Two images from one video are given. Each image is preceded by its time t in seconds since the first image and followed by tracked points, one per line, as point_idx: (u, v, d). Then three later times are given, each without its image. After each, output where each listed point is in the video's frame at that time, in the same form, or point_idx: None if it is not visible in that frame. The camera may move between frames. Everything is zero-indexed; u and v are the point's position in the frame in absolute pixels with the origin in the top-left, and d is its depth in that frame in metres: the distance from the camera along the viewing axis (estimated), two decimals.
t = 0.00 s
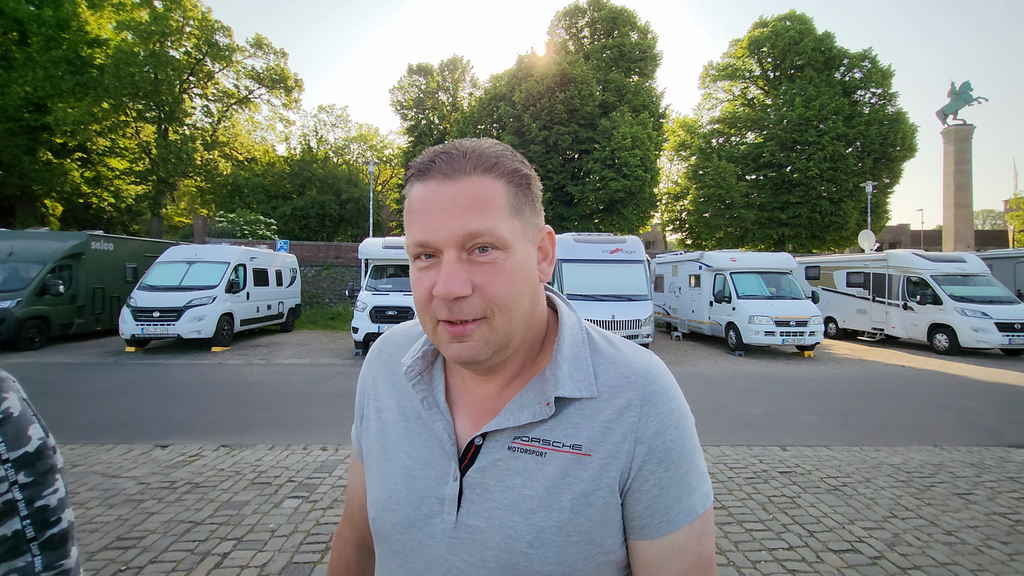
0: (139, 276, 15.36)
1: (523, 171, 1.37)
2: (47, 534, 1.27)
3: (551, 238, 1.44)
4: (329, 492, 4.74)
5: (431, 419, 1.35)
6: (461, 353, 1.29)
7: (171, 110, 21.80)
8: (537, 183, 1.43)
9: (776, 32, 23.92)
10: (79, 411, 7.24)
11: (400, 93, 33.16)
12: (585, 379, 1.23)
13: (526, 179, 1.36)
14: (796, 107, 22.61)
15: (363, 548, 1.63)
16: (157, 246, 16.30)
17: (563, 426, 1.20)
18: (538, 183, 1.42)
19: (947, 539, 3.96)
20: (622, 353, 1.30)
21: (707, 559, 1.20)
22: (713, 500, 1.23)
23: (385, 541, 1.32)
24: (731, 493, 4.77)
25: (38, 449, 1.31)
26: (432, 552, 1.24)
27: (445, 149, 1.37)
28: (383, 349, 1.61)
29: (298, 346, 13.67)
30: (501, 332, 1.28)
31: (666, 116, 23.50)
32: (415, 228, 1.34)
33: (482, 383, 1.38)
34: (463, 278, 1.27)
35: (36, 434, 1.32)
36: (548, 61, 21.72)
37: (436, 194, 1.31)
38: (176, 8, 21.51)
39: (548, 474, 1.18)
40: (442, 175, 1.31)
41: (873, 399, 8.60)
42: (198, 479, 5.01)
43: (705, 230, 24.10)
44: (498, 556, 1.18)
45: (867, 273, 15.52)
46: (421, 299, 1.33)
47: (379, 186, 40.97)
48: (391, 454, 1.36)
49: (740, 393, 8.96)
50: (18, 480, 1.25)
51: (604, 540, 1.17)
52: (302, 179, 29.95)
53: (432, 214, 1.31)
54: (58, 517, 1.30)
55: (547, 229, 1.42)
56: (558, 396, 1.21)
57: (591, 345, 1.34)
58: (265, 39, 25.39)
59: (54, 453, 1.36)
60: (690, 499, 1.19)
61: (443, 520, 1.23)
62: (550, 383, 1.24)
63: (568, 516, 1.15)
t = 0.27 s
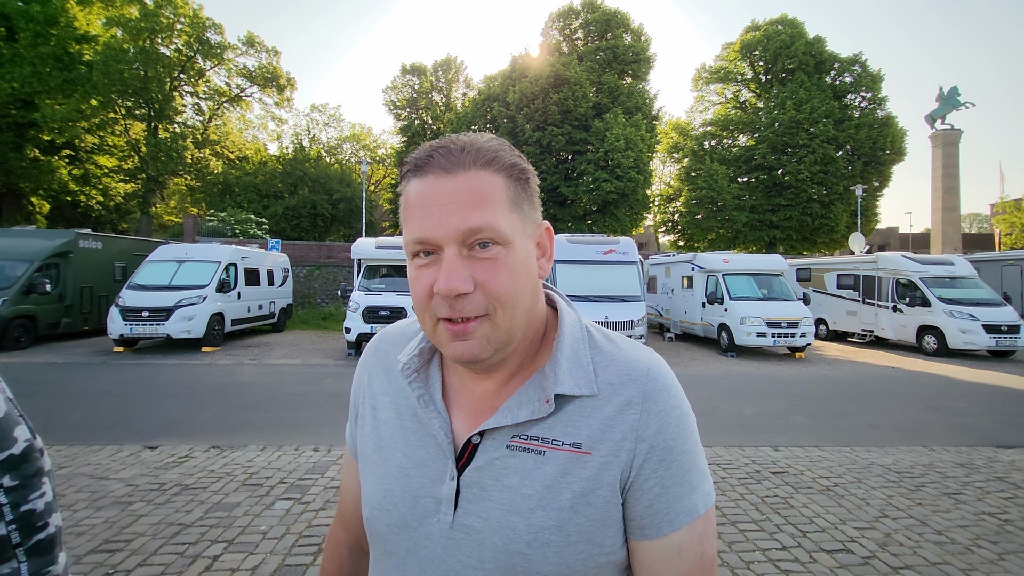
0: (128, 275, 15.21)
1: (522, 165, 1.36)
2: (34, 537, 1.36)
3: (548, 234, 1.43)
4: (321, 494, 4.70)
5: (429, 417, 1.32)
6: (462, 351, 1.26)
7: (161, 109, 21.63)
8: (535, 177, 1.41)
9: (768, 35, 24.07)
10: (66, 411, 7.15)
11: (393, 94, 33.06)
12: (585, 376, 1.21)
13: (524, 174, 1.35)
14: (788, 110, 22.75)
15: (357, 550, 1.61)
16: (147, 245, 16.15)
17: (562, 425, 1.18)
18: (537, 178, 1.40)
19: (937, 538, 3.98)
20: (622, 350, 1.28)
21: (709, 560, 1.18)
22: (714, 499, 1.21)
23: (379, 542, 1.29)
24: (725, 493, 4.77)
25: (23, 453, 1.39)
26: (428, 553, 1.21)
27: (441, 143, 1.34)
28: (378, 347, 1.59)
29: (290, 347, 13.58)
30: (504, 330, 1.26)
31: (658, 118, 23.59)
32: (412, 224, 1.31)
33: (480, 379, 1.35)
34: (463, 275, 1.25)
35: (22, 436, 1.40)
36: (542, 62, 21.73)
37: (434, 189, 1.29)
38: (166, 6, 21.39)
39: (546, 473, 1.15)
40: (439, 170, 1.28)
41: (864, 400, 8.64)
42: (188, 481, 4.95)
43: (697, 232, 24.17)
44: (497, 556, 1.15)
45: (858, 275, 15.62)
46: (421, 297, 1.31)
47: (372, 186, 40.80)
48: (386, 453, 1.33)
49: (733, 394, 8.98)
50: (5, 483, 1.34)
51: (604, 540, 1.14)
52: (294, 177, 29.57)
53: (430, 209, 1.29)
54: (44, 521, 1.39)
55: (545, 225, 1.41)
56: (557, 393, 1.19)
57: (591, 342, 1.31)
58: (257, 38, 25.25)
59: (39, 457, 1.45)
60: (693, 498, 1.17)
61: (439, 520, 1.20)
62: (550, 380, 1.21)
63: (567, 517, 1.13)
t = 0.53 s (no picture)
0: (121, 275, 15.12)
1: (515, 171, 1.35)
2: (29, 542, 1.35)
3: (544, 237, 1.43)
4: (316, 495, 4.68)
5: (426, 419, 1.32)
6: (458, 360, 1.26)
7: (155, 108, 21.54)
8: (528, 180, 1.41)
9: (763, 38, 24.19)
10: (58, 412, 7.10)
11: (389, 94, 33.02)
12: (582, 379, 1.21)
13: (518, 180, 1.34)
14: (782, 113, 22.86)
15: (353, 553, 1.60)
16: (140, 244, 16.05)
17: (559, 426, 1.18)
18: (531, 182, 1.39)
19: (929, 540, 4.00)
20: (618, 352, 1.28)
21: (705, 559, 1.18)
22: (710, 500, 1.21)
23: (376, 543, 1.29)
24: (719, 495, 4.78)
25: (18, 457, 1.39)
26: (425, 554, 1.21)
27: (433, 152, 1.34)
28: (374, 349, 1.58)
29: (284, 347, 13.54)
30: (500, 335, 1.26)
31: (654, 120, 23.67)
32: (406, 234, 1.31)
33: (475, 382, 1.34)
34: (458, 284, 1.24)
35: (17, 440, 1.40)
36: (538, 64, 21.76)
37: (428, 198, 1.29)
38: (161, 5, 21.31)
39: (543, 474, 1.15)
40: (433, 179, 1.28)
41: (857, 402, 8.70)
42: (182, 482, 4.93)
43: (692, 234, 24.26)
44: (494, 557, 1.15)
45: (851, 278, 15.71)
46: (417, 306, 1.30)
47: (367, 186, 40.72)
48: (383, 454, 1.33)
49: (727, 395, 9.01)
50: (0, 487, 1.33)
51: (601, 541, 1.14)
52: (289, 178, 29.61)
53: (426, 218, 1.28)
54: (39, 527, 1.38)
55: (540, 229, 1.41)
56: (555, 394, 1.19)
57: (588, 343, 1.31)
58: (253, 37, 25.18)
59: (33, 462, 1.44)
60: (688, 499, 1.17)
61: (436, 521, 1.20)
62: (547, 381, 1.21)
63: (563, 518, 1.13)
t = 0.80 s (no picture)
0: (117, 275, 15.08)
1: (480, 185, 1.27)
2: (25, 546, 1.35)
3: (527, 249, 1.32)
4: (313, 497, 4.67)
5: (417, 423, 1.31)
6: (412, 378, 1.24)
7: (152, 108, 21.49)
8: (503, 191, 1.30)
9: (760, 41, 24.28)
10: (54, 413, 7.07)
11: (387, 95, 33.00)
12: (576, 381, 1.21)
13: (481, 195, 1.25)
14: (779, 115, 22.93)
15: (351, 553, 1.60)
16: (137, 244, 16.01)
17: (554, 427, 1.18)
18: (500, 193, 1.29)
19: (926, 542, 4.01)
20: (610, 355, 1.28)
21: (698, 559, 1.18)
22: (702, 499, 1.22)
23: (373, 543, 1.28)
24: (716, 496, 4.79)
25: (14, 459, 1.38)
26: (421, 554, 1.20)
27: (396, 171, 1.32)
28: (371, 351, 1.58)
29: (281, 348, 13.52)
30: (448, 356, 1.22)
31: (651, 122, 23.72)
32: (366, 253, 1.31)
33: (466, 388, 1.34)
34: (404, 304, 1.21)
35: (13, 443, 1.39)
36: (536, 66, 21.78)
37: (382, 220, 1.27)
38: (159, 5, 21.29)
39: (539, 475, 1.15)
40: (387, 200, 1.27)
41: (853, 404, 8.72)
42: (179, 483, 4.91)
43: (689, 236, 24.31)
44: (489, 556, 1.15)
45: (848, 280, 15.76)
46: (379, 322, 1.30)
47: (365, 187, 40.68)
48: (380, 456, 1.33)
49: (724, 397, 9.03)
50: None
51: (595, 541, 1.15)
52: (286, 179, 29.58)
53: (379, 238, 1.27)
54: (36, 529, 1.38)
55: (519, 241, 1.31)
56: (549, 397, 1.19)
57: (580, 347, 1.31)
58: (251, 37, 25.16)
59: (28, 463, 1.43)
60: (682, 498, 1.17)
61: (431, 522, 1.20)
62: (541, 385, 1.21)
63: (558, 517, 1.13)
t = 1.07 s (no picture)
0: (116, 275, 15.07)
1: (470, 181, 1.28)
2: (22, 546, 1.35)
3: (516, 245, 1.33)
4: (312, 498, 4.67)
5: (410, 418, 1.32)
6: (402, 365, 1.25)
7: (153, 108, 21.51)
8: (493, 186, 1.31)
9: (760, 44, 24.35)
10: (52, 413, 7.07)
11: (387, 96, 33.03)
12: (563, 380, 1.22)
13: (471, 190, 1.27)
14: (778, 118, 22.99)
15: (346, 551, 1.60)
16: (137, 245, 16.01)
17: (541, 424, 1.18)
18: (491, 189, 1.31)
19: (923, 544, 4.02)
20: (598, 354, 1.29)
21: (683, 558, 1.18)
22: (687, 499, 1.22)
23: (364, 538, 1.29)
24: (715, 498, 4.80)
25: (13, 457, 1.38)
26: (410, 550, 1.21)
27: (392, 167, 1.34)
28: (367, 350, 1.59)
29: (281, 349, 13.51)
30: (437, 345, 1.22)
31: (651, 124, 23.76)
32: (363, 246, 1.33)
33: (457, 384, 1.34)
34: (396, 293, 1.23)
35: (11, 441, 1.39)
36: (536, 68, 21.84)
37: (376, 214, 1.29)
38: (160, 6, 21.33)
39: (525, 472, 1.16)
40: (381, 194, 1.29)
41: (851, 406, 8.73)
42: (177, 484, 4.91)
43: (688, 238, 24.34)
44: (475, 552, 1.15)
45: (846, 282, 15.79)
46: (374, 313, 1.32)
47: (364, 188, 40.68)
48: (373, 451, 1.34)
49: (723, 399, 9.04)
50: None
51: (580, 537, 1.15)
52: (286, 180, 29.59)
53: (373, 230, 1.29)
54: (34, 528, 1.38)
55: (509, 236, 1.31)
56: (537, 395, 1.19)
57: (569, 346, 1.31)
58: (251, 38, 25.19)
59: (27, 461, 1.43)
60: (666, 497, 1.17)
61: (421, 517, 1.20)
62: (529, 382, 1.22)
63: (543, 513, 1.13)
